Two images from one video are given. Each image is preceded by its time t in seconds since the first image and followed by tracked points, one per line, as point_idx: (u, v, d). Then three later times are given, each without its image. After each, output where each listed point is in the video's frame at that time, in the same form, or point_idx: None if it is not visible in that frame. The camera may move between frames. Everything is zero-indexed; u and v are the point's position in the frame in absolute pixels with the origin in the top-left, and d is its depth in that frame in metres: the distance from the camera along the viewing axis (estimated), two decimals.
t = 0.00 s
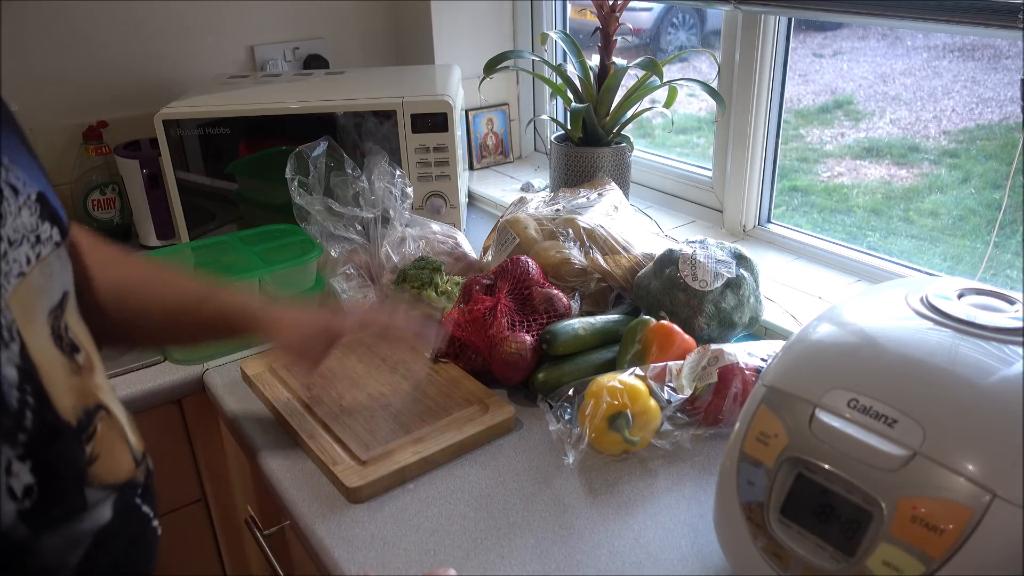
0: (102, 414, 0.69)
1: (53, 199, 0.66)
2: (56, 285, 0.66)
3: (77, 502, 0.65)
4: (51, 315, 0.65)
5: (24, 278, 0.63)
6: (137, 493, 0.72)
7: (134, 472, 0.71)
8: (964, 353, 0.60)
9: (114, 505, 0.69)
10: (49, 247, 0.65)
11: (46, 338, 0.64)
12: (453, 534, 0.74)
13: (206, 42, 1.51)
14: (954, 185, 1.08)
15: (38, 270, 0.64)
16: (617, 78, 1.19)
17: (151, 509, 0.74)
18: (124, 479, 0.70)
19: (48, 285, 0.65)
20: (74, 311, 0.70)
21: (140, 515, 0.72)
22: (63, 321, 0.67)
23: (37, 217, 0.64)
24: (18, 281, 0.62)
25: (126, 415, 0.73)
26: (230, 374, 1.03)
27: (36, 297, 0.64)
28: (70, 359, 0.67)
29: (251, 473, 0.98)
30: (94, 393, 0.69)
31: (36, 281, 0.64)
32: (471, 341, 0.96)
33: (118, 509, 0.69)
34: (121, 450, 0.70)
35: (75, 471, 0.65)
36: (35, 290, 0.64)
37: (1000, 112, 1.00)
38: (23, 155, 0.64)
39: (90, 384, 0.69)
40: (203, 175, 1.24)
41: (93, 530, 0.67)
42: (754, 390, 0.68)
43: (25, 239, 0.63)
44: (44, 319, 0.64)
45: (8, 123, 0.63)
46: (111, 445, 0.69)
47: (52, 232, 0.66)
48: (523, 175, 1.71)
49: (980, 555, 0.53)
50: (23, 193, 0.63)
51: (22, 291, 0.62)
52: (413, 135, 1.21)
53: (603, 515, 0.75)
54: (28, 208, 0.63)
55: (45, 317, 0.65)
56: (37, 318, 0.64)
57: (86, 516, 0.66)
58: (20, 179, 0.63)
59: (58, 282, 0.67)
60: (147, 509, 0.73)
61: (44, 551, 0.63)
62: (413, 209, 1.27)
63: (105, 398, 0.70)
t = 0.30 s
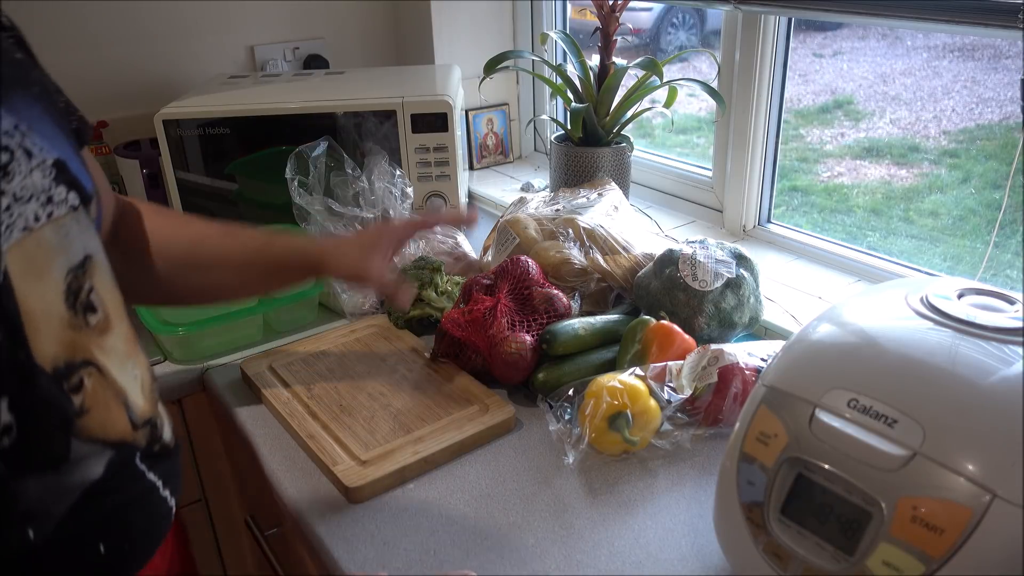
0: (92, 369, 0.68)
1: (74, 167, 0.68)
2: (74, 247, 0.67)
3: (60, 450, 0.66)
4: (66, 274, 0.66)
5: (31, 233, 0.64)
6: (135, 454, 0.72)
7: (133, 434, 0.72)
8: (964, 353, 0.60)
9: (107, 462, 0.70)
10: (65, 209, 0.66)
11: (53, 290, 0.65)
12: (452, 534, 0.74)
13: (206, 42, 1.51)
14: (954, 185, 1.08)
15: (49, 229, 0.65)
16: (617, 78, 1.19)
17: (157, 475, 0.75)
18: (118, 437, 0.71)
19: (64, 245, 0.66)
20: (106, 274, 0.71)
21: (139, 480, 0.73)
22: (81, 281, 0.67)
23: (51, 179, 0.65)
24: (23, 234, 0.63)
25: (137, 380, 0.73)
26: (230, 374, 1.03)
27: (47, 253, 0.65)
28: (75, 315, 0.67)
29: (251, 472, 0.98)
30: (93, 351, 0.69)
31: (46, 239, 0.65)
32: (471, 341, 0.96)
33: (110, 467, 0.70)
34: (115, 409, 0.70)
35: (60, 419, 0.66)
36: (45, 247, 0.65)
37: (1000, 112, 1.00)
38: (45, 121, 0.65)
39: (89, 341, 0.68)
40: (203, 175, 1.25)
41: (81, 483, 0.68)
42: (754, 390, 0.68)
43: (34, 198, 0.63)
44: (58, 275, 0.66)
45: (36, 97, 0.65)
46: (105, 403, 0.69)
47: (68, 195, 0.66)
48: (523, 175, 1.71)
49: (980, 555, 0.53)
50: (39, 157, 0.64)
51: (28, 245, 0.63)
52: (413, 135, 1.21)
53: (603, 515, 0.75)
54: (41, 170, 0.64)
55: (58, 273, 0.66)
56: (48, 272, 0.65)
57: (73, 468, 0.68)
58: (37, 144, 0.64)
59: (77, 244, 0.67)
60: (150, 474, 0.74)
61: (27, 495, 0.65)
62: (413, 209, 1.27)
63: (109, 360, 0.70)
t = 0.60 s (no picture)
0: (92, 333, 0.69)
1: (94, 161, 0.72)
2: (88, 228, 0.70)
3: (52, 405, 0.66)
4: (78, 252, 0.69)
5: (47, 208, 0.66)
6: (126, 424, 0.73)
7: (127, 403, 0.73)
8: (964, 353, 0.60)
9: (96, 425, 0.70)
10: (82, 193, 0.70)
11: (64, 260, 0.67)
12: (451, 533, 0.74)
13: (206, 42, 1.51)
14: (954, 185, 1.08)
15: (65, 208, 0.68)
16: (617, 77, 1.19)
17: (149, 451, 0.76)
18: (110, 403, 0.71)
19: (78, 226, 0.69)
20: (116, 262, 0.73)
21: (130, 451, 0.73)
22: (92, 262, 0.70)
23: (72, 164, 0.69)
24: (40, 208, 0.65)
25: (140, 358, 0.75)
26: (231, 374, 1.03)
27: (62, 230, 0.67)
28: (82, 285, 0.69)
29: (251, 472, 0.98)
30: (96, 319, 0.70)
31: (62, 217, 0.67)
32: (471, 341, 0.96)
33: (99, 429, 0.70)
34: (110, 374, 0.71)
35: (56, 372, 0.65)
36: (60, 224, 0.67)
37: (1000, 112, 1.00)
38: (72, 116, 0.70)
39: (92, 309, 0.69)
40: (204, 175, 1.24)
41: (69, 442, 0.68)
42: (754, 390, 0.68)
43: (54, 177, 0.67)
44: (70, 251, 0.68)
45: (69, 99, 0.71)
46: (101, 368, 0.70)
47: (85, 181, 0.70)
48: (523, 175, 1.71)
49: (980, 556, 0.53)
50: (64, 145, 0.69)
51: (44, 219, 0.66)
52: (413, 135, 1.21)
53: (603, 515, 0.75)
54: (64, 155, 0.68)
55: (70, 249, 0.68)
56: (58, 246, 0.67)
57: (62, 425, 0.67)
58: (63, 133, 0.69)
59: (92, 228, 0.70)
60: (141, 449, 0.75)
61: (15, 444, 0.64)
62: (413, 209, 1.27)
63: (113, 333, 0.72)
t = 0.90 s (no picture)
0: (77, 323, 0.70)
1: (114, 164, 0.75)
2: (102, 225, 0.72)
3: (37, 383, 0.66)
4: (92, 245, 0.71)
5: (64, 199, 0.68)
6: (108, 419, 0.72)
7: (110, 398, 0.73)
8: (964, 353, 0.60)
9: (76, 416, 0.70)
10: (98, 190, 0.72)
11: (75, 250, 0.69)
12: (451, 533, 0.74)
13: (206, 42, 1.51)
14: (954, 185, 1.08)
15: (83, 202, 0.70)
16: (617, 77, 1.19)
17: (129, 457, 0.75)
18: (91, 396, 0.71)
19: (93, 221, 0.71)
20: (127, 264, 0.75)
21: (109, 451, 0.73)
22: (105, 256, 0.72)
23: (92, 163, 0.72)
24: (57, 197, 0.68)
25: (129, 360, 0.75)
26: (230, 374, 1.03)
27: (77, 221, 0.70)
28: (86, 276, 0.70)
29: (251, 472, 0.98)
30: (87, 310, 0.70)
31: (78, 209, 0.70)
32: (471, 341, 0.96)
33: (80, 421, 0.70)
34: (93, 366, 0.71)
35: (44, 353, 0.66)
36: (76, 216, 0.70)
37: (1000, 112, 1.00)
38: (94, 119, 0.74)
39: (85, 300, 0.70)
40: (203, 175, 1.24)
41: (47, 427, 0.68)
42: (754, 390, 0.68)
43: (74, 171, 0.70)
44: (83, 242, 0.70)
45: (95, 104, 0.75)
46: (83, 356, 0.70)
47: (103, 181, 0.73)
48: (523, 175, 1.71)
49: (980, 556, 0.53)
50: (86, 145, 0.72)
51: (62, 210, 0.68)
52: (413, 135, 1.21)
53: (603, 515, 0.75)
54: (85, 153, 0.72)
55: (84, 241, 0.70)
56: (73, 235, 0.69)
57: (43, 409, 0.67)
58: (87, 134, 0.73)
59: (107, 226, 0.73)
60: (122, 452, 0.74)
61: None
62: (413, 209, 1.27)
63: (104, 329, 0.72)
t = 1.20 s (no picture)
0: (77, 338, 0.69)
1: (86, 160, 0.73)
2: (87, 227, 0.71)
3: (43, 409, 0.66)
4: (81, 250, 0.69)
5: (43, 206, 0.67)
6: (116, 432, 0.72)
7: (116, 412, 0.73)
8: (964, 353, 0.60)
9: (87, 433, 0.70)
10: (77, 191, 0.70)
11: (62, 259, 0.68)
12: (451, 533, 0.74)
13: (206, 42, 1.51)
14: (954, 185, 1.08)
15: (64, 206, 0.68)
16: (617, 77, 1.19)
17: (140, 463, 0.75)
18: (98, 411, 0.71)
19: (77, 224, 0.70)
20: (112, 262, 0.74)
21: (120, 463, 0.73)
22: (96, 259, 0.71)
23: (66, 162, 0.70)
24: (36, 206, 0.66)
25: (129, 365, 0.75)
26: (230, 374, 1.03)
27: (60, 229, 0.68)
28: (76, 287, 0.69)
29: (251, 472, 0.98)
30: (84, 323, 0.69)
31: (60, 215, 0.68)
32: (471, 341, 0.96)
33: (90, 439, 0.70)
34: (98, 381, 0.71)
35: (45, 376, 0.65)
36: (59, 222, 0.68)
37: (1000, 112, 1.00)
38: (60, 115, 0.72)
39: (81, 312, 0.69)
40: (203, 175, 1.24)
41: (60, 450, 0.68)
42: (754, 390, 0.68)
43: (50, 174, 0.67)
44: (70, 249, 0.69)
45: (57, 97, 0.72)
46: (87, 371, 0.70)
47: (81, 179, 0.71)
48: (523, 175, 1.71)
49: (980, 556, 0.53)
50: (56, 143, 0.70)
51: (43, 219, 0.67)
52: (413, 135, 1.21)
53: (603, 515, 0.75)
54: (58, 153, 0.69)
55: (70, 247, 0.69)
56: (59, 244, 0.68)
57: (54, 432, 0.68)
58: (55, 132, 0.70)
59: (91, 226, 0.71)
60: (132, 461, 0.74)
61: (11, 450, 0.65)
62: (413, 209, 1.27)
63: (103, 338, 0.72)
